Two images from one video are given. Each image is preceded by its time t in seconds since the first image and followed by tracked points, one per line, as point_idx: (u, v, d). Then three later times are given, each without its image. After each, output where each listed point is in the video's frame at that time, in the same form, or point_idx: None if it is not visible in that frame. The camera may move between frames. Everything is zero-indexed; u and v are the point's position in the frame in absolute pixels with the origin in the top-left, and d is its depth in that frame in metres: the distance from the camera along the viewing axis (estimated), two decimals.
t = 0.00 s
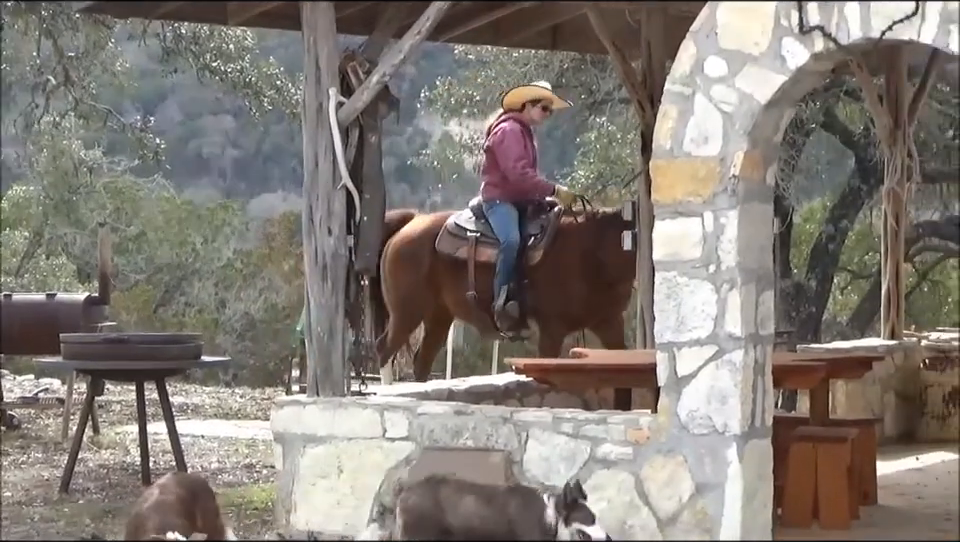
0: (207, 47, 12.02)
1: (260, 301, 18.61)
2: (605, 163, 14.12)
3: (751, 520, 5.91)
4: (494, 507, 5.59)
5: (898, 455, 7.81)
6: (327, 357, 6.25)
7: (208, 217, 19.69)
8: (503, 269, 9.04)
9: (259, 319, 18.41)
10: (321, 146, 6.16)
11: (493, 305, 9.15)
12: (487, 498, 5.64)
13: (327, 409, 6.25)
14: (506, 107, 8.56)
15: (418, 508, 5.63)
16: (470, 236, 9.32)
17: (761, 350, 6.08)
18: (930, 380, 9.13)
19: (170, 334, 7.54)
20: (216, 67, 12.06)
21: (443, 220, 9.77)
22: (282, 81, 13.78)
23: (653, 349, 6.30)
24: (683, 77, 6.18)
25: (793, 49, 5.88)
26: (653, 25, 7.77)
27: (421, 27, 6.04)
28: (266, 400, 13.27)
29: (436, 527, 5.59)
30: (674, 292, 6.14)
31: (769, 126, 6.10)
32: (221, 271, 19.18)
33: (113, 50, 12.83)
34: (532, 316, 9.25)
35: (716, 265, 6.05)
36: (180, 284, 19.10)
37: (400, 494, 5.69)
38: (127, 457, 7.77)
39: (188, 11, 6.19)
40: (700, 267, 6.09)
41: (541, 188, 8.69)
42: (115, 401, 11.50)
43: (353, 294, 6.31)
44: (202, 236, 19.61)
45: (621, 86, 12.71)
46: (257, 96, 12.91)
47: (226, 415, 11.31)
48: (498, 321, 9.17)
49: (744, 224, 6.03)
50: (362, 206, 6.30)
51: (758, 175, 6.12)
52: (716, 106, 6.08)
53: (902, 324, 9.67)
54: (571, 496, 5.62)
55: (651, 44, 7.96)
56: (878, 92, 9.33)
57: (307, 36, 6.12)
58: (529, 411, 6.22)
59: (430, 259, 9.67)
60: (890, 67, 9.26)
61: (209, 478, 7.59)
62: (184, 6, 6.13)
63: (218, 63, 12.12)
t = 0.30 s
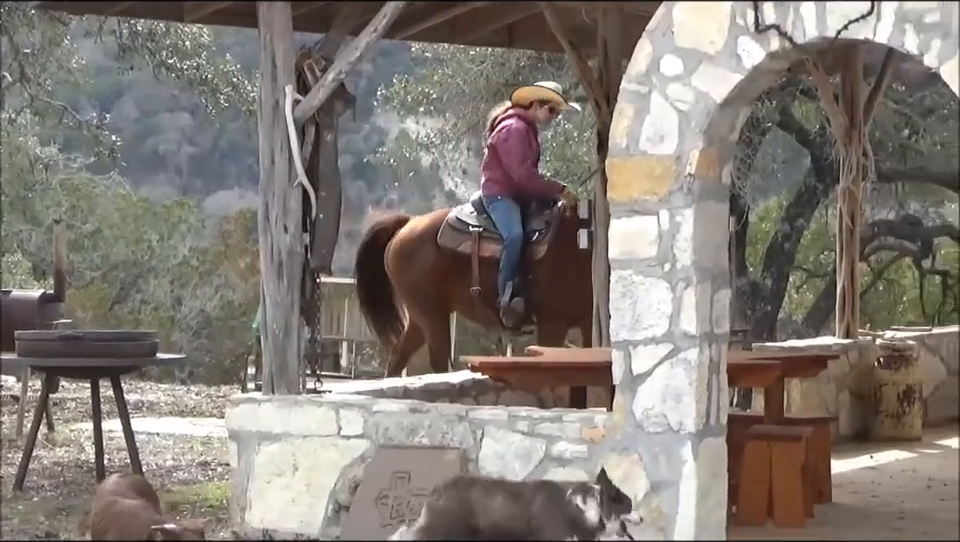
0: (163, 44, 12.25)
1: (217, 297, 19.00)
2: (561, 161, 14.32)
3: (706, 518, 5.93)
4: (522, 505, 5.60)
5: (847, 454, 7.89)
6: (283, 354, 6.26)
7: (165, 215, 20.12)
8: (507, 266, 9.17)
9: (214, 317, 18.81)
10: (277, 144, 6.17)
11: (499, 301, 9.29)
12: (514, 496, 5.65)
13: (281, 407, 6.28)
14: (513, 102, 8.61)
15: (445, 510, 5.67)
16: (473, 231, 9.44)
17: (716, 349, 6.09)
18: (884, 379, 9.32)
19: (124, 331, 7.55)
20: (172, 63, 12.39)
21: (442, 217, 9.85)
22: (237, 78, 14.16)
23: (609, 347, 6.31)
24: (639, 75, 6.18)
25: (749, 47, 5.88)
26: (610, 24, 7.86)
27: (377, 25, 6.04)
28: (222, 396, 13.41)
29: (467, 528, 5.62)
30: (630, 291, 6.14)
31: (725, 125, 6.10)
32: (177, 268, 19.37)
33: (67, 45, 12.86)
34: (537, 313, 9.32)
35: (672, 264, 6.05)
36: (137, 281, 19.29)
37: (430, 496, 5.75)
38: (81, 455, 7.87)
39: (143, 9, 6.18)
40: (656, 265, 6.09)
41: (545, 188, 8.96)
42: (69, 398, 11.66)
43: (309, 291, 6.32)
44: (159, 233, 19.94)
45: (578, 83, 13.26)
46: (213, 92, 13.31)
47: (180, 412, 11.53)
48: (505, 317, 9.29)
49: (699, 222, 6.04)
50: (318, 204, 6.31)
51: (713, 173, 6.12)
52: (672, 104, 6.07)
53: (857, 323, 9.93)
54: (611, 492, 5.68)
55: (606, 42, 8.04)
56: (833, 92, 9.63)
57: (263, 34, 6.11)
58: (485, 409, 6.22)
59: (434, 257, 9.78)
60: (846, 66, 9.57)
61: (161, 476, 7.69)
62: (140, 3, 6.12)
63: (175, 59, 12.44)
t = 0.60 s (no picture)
0: (114, 43, 12.81)
1: (168, 297, 19.42)
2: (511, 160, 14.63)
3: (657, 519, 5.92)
4: (551, 502, 5.31)
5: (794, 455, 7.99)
6: (234, 354, 6.28)
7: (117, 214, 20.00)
8: (512, 270, 9.48)
9: (165, 316, 19.35)
10: (226, 143, 6.18)
11: (503, 305, 9.56)
12: (542, 495, 5.35)
13: (231, 406, 6.29)
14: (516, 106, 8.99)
15: (468, 513, 5.33)
16: (475, 235, 9.76)
17: (667, 349, 6.10)
18: (834, 380, 9.47)
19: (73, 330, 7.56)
20: (122, 62, 12.94)
21: (443, 217, 10.28)
22: (189, 77, 14.43)
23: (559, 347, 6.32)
24: (590, 76, 6.18)
25: (700, 48, 5.90)
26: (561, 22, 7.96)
27: (328, 24, 6.06)
28: (172, 395, 13.44)
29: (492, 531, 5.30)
30: (581, 291, 6.13)
31: (675, 126, 6.11)
32: (129, 268, 19.45)
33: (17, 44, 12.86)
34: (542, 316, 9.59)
35: (622, 264, 6.06)
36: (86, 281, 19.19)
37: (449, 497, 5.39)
38: (31, 455, 8.03)
39: (94, 8, 6.18)
40: (607, 265, 6.09)
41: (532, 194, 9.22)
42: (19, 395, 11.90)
43: (259, 292, 6.32)
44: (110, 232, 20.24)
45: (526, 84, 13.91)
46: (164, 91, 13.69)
47: (130, 411, 11.69)
48: (509, 321, 9.53)
49: (650, 224, 6.05)
50: (269, 204, 6.33)
51: (664, 174, 6.14)
52: (623, 105, 6.08)
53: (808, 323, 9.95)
54: (635, 477, 5.38)
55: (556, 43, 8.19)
56: (785, 92, 9.65)
57: (214, 32, 6.12)
58: (435, 409, 6.22)
59: (432, 257, 10.22)
60: (797, 67, 9.61)
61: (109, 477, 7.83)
62: (91, 2, 6.12)
63: (125, 59, 13.03)
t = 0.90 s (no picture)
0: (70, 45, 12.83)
1: (124, 299, 19.53)
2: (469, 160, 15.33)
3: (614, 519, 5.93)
4: (578, 499, 5.08)
5: (751, 454, 8.10)
6: (190, 356, 6.30)
7: (73, 216, 20.76)
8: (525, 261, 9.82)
9: (123, 318, 19.24)
10: (184, 143, 6.20)
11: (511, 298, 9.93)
12: (568, 492, 5.11)
13: (187, 407, 6.31)
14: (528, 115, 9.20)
15: (493, 510, 5.07)
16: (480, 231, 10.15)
17: (623, 349, 6.11)
18: (790, 379, 9.56)
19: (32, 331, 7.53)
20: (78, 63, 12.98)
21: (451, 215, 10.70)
22: (145, 78, 14.90)
23: (516, 347, 6.32)
24: (546, 76, 6.18)
25: (656, 49, 5.90)
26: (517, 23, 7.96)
27: (285, 24, 6.07)
28: (129, 394, 13.82)
29: (517, 527, 5.03)
30: (537, 291, 6.13)
31: (631, 126, 6.12)
32: (85, 269, 19.89)
33: None
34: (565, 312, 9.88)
35: (578, 264, 6.05)
36: (43, 282, 19.59)
37: (472, 496, 5.14)
38: None
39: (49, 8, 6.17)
40: (563, 266, 6.09)
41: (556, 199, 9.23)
42: None
43: (216, 292, 6.36)
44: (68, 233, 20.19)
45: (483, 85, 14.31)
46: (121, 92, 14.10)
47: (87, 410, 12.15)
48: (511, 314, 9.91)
49: (606, 224, 6.05)
50: (225, 205, 6.39)
51: (620, 174, 6.15)
52: (580, 106, 6.08)
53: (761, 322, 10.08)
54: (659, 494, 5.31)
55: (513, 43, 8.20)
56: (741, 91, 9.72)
57: (170, 32, 6.12)
58: (392, 410, 6.23)
59: (437, 254, 10.64)
60: (754, 66, 9.70)
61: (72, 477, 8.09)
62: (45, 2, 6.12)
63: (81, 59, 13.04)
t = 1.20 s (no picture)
0: (30, 48, 12.89)
1: (84, 302, 18.69)
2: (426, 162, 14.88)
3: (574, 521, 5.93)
4: (618, 503, 5.05)
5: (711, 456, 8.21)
6: (150, 360, 6.36)
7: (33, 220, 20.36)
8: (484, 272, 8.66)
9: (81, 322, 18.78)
10: (144, 145, 6.26)
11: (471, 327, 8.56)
12: (607, 496, 5.09)
13: (147, 410, 6.34)
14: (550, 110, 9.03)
15: (538, 513, 5.08)
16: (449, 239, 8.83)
17: (582, 352, 6.11)
18: (750, 382, 9.60)
19: None
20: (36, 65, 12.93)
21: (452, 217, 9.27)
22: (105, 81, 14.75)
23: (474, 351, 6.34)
24: (505, 79, 6.18)
25: (614, 51, 5.89)
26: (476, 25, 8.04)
27: (244, 27, 6.12)
28: (87, 398, 13.98)
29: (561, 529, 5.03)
30: (496, 294, 6.13)
31: (591, 128, 6.12)
32: (43, 272, 18.85)
33: None
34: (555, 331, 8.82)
35: (537, 267, 6.05)
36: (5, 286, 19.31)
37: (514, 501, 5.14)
38: None
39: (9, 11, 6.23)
40: (522, 269, 6.09)
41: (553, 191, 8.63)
42: None
43: (176, 296, 6.42)
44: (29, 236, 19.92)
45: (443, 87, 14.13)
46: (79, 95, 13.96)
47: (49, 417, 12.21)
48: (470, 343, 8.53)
49: (564, 226, 6.05)
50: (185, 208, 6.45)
51: (578, 177, 6.15)
52: (538, 108, 6.08)
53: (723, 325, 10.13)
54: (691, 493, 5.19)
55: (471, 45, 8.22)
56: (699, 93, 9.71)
57: (129, 34, 6.18)
58: (351, 413, 6.24)
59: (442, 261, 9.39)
60: (712, 69, 9.73)
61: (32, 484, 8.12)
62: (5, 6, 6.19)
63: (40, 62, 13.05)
